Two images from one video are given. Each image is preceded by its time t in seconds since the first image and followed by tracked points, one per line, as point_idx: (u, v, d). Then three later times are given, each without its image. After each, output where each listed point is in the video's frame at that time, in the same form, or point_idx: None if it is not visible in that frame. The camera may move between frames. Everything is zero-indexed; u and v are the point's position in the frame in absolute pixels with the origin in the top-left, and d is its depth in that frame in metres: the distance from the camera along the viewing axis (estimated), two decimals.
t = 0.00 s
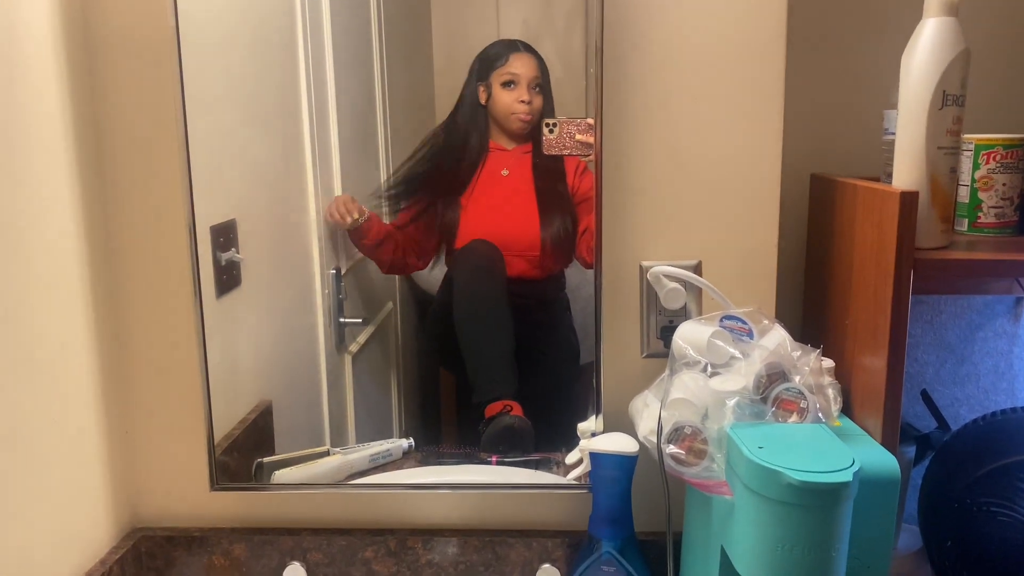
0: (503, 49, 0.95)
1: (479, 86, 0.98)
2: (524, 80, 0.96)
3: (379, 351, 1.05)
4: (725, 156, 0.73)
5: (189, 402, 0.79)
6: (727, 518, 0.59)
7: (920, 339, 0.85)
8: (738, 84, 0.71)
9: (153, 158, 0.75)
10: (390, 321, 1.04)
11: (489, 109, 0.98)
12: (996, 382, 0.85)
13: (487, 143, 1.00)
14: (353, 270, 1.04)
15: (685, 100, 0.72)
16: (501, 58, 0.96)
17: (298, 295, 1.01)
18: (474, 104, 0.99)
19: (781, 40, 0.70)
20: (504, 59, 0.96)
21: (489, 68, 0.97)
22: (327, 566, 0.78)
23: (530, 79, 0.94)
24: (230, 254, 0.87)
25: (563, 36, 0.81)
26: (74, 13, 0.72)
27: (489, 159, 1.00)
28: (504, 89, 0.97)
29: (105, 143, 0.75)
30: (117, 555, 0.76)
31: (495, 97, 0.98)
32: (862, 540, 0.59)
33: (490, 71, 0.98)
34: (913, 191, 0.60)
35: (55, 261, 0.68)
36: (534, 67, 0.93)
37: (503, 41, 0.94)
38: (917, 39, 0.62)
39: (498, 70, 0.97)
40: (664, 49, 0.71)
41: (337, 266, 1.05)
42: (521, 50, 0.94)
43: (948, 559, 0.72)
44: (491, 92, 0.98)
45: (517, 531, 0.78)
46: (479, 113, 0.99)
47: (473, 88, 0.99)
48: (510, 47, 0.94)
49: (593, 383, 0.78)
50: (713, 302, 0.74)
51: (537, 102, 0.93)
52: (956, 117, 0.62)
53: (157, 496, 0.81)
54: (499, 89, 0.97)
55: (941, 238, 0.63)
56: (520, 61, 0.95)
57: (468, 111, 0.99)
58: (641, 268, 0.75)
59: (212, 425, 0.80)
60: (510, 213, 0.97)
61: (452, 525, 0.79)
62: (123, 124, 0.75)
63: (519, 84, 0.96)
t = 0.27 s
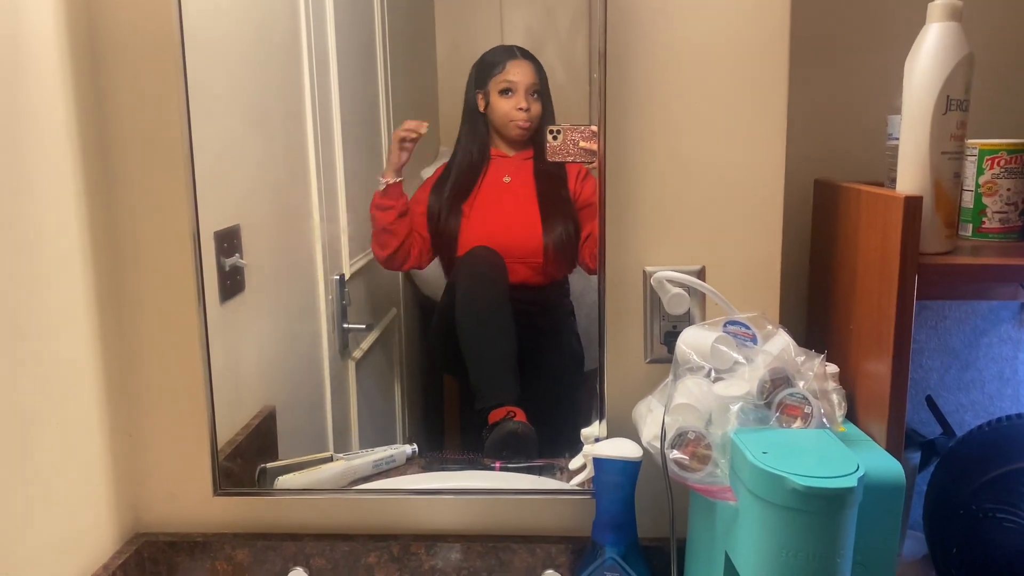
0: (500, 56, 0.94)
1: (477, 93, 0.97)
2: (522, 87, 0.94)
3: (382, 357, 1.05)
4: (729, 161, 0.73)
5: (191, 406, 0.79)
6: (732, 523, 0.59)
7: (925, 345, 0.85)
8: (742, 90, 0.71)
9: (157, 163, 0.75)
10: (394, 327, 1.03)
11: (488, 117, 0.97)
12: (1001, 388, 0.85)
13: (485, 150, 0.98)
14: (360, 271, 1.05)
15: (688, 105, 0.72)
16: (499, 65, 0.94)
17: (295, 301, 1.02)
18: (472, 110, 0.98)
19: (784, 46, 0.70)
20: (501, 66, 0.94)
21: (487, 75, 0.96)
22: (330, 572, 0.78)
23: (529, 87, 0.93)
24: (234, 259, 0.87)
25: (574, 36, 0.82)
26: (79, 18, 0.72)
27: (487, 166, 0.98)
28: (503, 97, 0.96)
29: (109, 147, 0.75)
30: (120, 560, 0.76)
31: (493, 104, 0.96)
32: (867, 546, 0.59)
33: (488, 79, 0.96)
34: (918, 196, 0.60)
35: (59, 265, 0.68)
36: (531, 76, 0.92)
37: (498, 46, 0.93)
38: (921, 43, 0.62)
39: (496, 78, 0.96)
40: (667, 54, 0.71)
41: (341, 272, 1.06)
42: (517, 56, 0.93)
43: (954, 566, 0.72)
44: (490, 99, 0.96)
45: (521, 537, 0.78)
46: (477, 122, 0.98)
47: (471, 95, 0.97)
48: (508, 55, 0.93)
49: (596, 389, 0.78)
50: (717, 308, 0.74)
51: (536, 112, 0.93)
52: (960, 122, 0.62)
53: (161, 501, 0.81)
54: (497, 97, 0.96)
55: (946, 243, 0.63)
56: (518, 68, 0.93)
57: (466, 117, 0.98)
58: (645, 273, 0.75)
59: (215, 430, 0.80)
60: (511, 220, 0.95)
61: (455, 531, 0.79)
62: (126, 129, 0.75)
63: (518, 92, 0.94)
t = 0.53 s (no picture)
0: (506, 72, 0.94)
1: (482, 108, 0.96)
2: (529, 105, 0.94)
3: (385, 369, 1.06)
4: (734, 174, 0.72)
5: (194, 420, 0.79)
6: (739, 541, 0.58)
7: (932, 359, 0.84)
8: (746, 103, 0.71)
9: (160, 175, 0.75)
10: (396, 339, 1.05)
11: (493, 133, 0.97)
12: (1009, 402, 0.84)
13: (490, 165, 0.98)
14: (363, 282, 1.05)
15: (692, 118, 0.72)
16: (505, 81, 0.95)
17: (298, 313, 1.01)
18: (477, 126, 0.98)
19: (789, 59, 0.70)
20: (508, 83, 0.95)
21: (493, 90, 0.96)
22: None
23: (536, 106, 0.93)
24: (236, 273, 0.87)
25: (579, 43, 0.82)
26: (82, 31, 0.72)
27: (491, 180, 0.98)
28: (509, 113, 0.96)
29: (111, 160, 0.75)
30: None
31: (500, 120, 0.96)
32: (877, 563, 0.58)
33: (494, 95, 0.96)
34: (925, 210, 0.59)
35: (60, 277, 0.68)
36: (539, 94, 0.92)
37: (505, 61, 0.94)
38: (927, 57, 0.62)
39: (502, 95, 0.96)
40: (671, 67, 0.71)
41: (343, 285, 1.07)
42: (524, 72, 0.93)
43: None
44: (496, 115, 0.96)
45: (527, 553, 0.77)
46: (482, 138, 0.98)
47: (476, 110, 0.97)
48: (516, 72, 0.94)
49: (601, 404, 0.78)
50: (722, 322, 0.74)
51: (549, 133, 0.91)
52: (967, 135, 0.62)
53: (163, 517, 0.80)
54: (504, 113, 0.96)
55: (953, 256, 0.63)
56: (524, 86, 0.94)
57: (471, 133, 0.98)
58: (649, 287, 0.74)
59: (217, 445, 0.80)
60: (515, 235, 0.95)
61: (460, 547, 0.78)
62: (129, 142, 0.75)
63: (525, 110, 0.95)
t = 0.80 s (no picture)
0: (514, 104, 0.98)
1: (489, 139, 1.01)
2: (533, 136, 0.98)
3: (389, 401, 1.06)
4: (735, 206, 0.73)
5: (197, 450, 0.79)
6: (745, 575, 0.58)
7: (936, 390, 0.84)
8: (747, 136, 0.72)
9: (166, 205, 0.76)
10: (401, 370, 1.06)
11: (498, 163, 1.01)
12: (1014, 434, 0.84)
13: (496, 194, 1.02)
14: (368, 310, 1.05)
15: (694, 150, 0.73)
16: (512, 113, 0.99)
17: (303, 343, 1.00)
18: (483, 156, 1.02)
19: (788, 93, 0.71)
20: (514, 115, 0.99)
21: (500, 122, 1.00)
22: None
23: (540, 137, 0.96)
24: (241, 304, 0.87)
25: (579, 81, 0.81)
26: (91, 64, 0.73)
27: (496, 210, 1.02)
28: (514, 144, 1.00)
29: (118, 191, 0.76)
30: None
31: (505, 150, 1.00)
32: None
33: (501, 125, 1.00)
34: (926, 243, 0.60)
35: (65, 306, 0.68)
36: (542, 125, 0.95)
37: (513, 94, 0.98)
38: (925, 90, 0.63)
39: (508, 125, 1.00)
40: (672, 101, 0.72)
41: (347, 314, 1.05)
42: (530, 105, 0.97)
43: None
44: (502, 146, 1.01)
45: None
46: (489, 167, 1.02)
47: (483, 141, 1.01)
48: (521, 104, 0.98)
49: (607, 437, 0.78)
50: (726, 353, 0.74)
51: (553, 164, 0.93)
52: (966, 168, 0.62)
53: (165, 550, 0.80)
54: (510, 143, 1.00)
55: (955, 288, 0.63)
56: (529, 118, 0.97)
57: (477, 163, 1.02)
58: (652, 318, 0.75)
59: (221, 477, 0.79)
60: (519, 262, 0.99)
61: None
62: (136, 174, 0.76)
63: (529, 141, 0.98)
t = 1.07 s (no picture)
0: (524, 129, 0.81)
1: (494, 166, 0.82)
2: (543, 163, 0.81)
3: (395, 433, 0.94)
4: (738, 243, 0.75)
5: (203, 482, 0.79)
6: None
7: (943, 426, 0.84)
8: (749, 175, 0.74)
9: (177, 241, 0.77)
10: (401, 400, 0.86)
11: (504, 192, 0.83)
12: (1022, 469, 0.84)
13: (502, 224, 0.83)
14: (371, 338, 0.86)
15: (699, 188, 0.74)
16: (518, 140, 0.82)
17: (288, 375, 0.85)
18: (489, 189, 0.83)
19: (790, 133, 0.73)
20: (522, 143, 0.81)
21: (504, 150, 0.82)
22: None
23: (549, 165, 0.81)
24: (249, 335, 0.81)
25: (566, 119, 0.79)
26: (106, 104, 0.75)
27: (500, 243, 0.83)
28: (522, 173, 0.82)
29: (130, 225, 0.77)
30: None
31: (512, 177, 0.82)
32: None
33: (507, 153, 0.82)
34: (935, 281, 0.60)
35: (76, 340, 0.70)
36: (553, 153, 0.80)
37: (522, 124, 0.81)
38: (930, 132, 0.63)
39: (516, 152, 0.82)
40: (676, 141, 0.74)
41: (352, 343, 0.87)
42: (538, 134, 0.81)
43: None
44: (509, 174, 0.82)
45: None
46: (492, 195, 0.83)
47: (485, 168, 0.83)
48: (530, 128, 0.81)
49: (614, 473, 0.77)
50: (735, 389, 0.75)
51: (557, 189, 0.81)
52: (972, 208, 0.63)
53: None
54: (517, 171, 0.82)
55: (963, 326, 0.64)
56: (539, 146, 0.81)
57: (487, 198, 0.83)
58: (663, 353, 0.76)
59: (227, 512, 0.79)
60: (529, 292, 0.82)
61: None
62: (148, 208, 0.77)
63: (538, 168, 0.82)
